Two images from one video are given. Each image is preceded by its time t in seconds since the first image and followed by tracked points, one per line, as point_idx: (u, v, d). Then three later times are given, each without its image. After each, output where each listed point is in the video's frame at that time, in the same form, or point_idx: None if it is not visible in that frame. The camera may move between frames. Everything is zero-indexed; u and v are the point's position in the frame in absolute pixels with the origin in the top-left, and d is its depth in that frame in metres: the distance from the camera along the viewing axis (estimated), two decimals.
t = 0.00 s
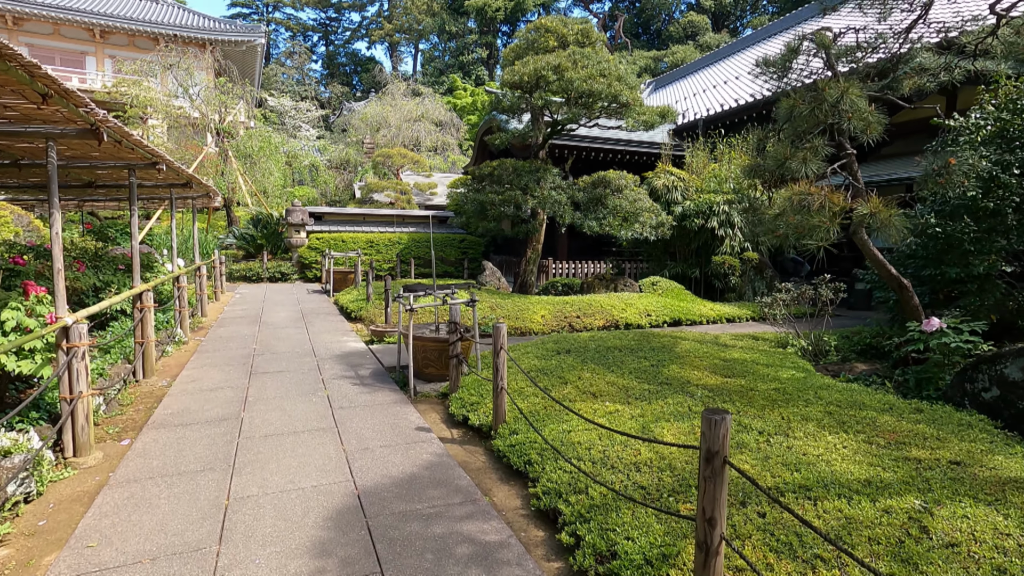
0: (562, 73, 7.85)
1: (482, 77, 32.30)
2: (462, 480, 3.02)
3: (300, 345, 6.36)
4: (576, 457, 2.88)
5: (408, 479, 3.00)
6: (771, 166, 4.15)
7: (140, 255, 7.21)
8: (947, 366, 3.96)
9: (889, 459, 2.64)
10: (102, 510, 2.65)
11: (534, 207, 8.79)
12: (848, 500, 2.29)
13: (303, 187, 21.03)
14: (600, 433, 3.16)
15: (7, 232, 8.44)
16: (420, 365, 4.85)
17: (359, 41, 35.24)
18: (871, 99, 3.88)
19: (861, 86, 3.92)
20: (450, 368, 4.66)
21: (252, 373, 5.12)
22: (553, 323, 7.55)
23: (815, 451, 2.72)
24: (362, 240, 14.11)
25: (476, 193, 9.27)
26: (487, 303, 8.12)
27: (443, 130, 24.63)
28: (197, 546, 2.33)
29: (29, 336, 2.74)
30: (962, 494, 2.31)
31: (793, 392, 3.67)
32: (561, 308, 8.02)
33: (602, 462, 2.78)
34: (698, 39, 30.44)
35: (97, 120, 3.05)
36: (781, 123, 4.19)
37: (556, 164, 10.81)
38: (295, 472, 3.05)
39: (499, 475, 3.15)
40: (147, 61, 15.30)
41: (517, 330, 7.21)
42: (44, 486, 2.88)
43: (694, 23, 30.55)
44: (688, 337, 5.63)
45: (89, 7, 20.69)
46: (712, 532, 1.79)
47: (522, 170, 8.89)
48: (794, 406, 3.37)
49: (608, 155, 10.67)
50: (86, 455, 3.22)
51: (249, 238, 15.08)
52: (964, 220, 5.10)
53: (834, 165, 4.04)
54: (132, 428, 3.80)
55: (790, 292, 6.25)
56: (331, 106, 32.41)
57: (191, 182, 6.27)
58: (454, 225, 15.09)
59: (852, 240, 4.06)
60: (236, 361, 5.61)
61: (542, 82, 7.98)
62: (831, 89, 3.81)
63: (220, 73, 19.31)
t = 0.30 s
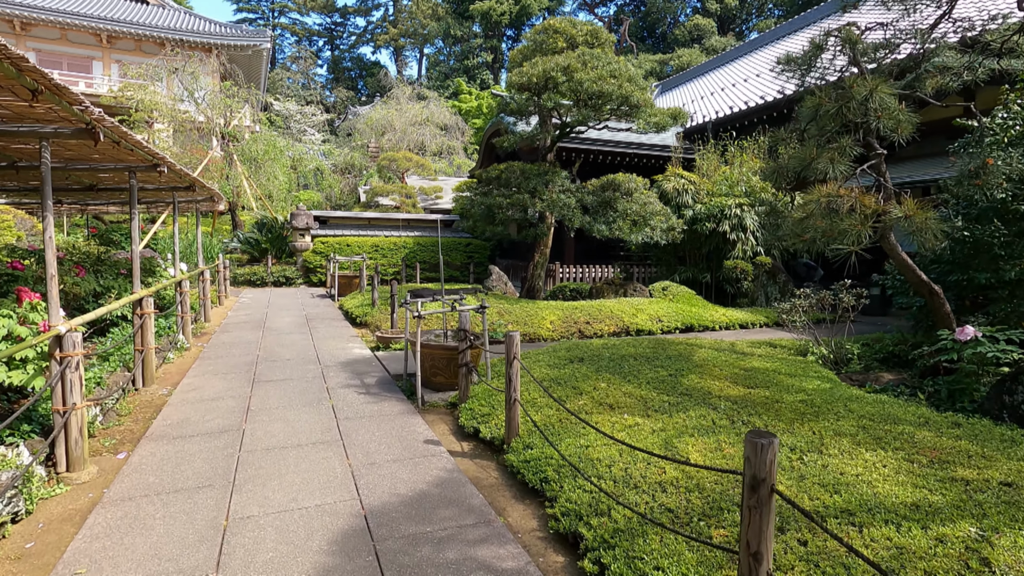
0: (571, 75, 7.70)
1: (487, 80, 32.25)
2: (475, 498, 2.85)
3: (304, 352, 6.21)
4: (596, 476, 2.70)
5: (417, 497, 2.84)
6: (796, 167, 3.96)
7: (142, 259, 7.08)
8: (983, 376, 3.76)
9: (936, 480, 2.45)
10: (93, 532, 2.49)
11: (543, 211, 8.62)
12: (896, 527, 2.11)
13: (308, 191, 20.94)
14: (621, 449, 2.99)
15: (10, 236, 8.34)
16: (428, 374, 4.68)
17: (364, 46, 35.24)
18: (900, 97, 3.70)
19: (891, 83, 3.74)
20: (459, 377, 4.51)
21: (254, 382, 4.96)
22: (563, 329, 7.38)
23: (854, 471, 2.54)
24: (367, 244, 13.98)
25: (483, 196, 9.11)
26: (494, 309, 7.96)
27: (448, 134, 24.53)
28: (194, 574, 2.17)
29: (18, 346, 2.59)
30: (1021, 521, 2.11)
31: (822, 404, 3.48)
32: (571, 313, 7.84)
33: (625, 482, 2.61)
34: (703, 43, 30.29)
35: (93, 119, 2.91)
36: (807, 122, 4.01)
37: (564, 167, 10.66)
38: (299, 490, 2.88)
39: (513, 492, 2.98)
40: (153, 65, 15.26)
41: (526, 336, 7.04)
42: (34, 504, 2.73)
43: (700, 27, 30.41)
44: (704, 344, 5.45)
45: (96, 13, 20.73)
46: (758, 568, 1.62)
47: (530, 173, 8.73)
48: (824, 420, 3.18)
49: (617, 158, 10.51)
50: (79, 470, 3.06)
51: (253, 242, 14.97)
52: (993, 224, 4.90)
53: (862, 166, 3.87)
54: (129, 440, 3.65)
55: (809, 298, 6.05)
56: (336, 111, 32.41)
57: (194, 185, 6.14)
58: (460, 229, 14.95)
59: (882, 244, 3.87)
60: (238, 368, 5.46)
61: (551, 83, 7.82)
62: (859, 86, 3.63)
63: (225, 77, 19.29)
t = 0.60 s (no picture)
0: (586, 73, 7.51)
1: (497, 82, 32.14)
2: (493, 520, 2.67)
3: (313, 357, 6.06)
4: (623, 498, 2.50)
5: (431, 518, 2.66)
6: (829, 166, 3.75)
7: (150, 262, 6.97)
8: None
9: (1001, 508, 2.23)
10: (86, 556, 2.33)
11: (556, 213, 8.43)
12: (965, 564, 1.88)
13: (318, 194, 20.89)
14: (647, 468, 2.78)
15: (19, 239, 8.28)
16: (440, 383, 4.50)
17: (374, 49, 35.26)
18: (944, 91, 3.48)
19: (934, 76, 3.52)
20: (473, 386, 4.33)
21: (261, 390, 4.81)
22: (577, 334, 7.19)
23: (908, 497, 2.32)
24: (377, 246, 13.86)
25: (495, 198, 8.93)
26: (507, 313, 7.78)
27: (458, 136, 24.42)
28: None
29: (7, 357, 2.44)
30: None
31: (862, 418, 3.25)
32: (585, 318, 7.65)
33: (656, 506, 2.40)
34: (715, 43, 29.98)
35: (90, 116, 2.77)
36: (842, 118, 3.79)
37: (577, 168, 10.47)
38: (305, 509, 2.71)
39: (533, 513, 2.79)
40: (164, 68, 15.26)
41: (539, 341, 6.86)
42: (26, 524, 2.57)
43: (711, 27, 30.11)
44: (726, 352, 5.23)
45: (109, 18, 20.86)
46: None
47: (543, 174, 8.55)
48: (867, 437, 2.96)
49: (631, 159, 10.29)
50: (76, 486, 2.91)
51: (263, 244, 14.90)
52: None
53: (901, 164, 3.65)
54: (130, 453, 3.50)
55: (835, 303, 5.80)
56: (346, 114, 32.44)
57: (201, 187, 6.02)
58: (470, 231, 14.80)
59: (923, 248, 3.64)
60: (245, 375, 5.31)
61: (565, 82, 7.63)
62: (899, 79, 3.41)
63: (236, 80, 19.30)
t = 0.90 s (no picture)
0: (606, 73, 7.31)
1: (512, 85, 32.04)
2: (517, 546, 2.48)
3: (327, 364, 5.94)
4: (659, 525, 2.31)
5: (450, 544, 2.48)
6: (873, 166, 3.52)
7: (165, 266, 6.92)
8: None
9: None
10: None
11: (575, 216, 8.24)
12: None
13: (334, 198, 20.91)
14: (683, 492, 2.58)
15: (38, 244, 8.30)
16: (458, 393, 4.34)
17: (389, 53, 35.39)
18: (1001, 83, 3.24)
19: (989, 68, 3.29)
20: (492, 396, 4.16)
21: (274, 398, 4.68)
22: (597, 340, 6.99)
23: (978, 531, 2.09)
24: (392, 250, 13.77)
25: (512, 201, 8.76)
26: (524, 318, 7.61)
27: (473, 139, 24.34)
28: None
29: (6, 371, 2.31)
30: None
31: (913, 437, 3.01)
32: (604, 323, 7.45)
33: (695, 537, 2.20)
34: (732, 44, 29.56)
35: (97, 117, 2.65)
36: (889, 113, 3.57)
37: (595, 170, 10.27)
38: (316, 532, 2.55)
39: (559, 538, 2.61)
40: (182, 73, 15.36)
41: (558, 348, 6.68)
42: (26, 545, 2.45)
43: (729, 28, 29.69)
44: (756, 361, 5.00)
45: (131, 25, 21.14)
46: None
47: (561, 176, 8.37)
48: (921, 459, 2.72)
49: (650, 161, 10.07)
50: (80, 502, 2.80)
51: (279, 248, 14.89)
52: None
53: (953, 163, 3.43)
54: (139, 466, 3.38)
55: (870, 310, 5.53)
56: (362, 117, 32.56)
57: (216, 190, 5.93)
58: (485, 235, 14.66)
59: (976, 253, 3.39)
60: (259, 382, 5.19)
61: (584, 82, 7.44)
62: (953, 72, 3.18)
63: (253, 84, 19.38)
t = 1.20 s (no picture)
0: (632, 70, 7.12)
1: (531, 88, 31.93)
2: (551, 568, 2.32)
3: (348, 368, 5.85)
4: (707, 549, 2.12)
5: (479, 565, 2.33)
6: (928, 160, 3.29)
7: (188, 269, 6.91)
8: None
9: None
10: None
11: (599, 217, 8.05)
12: None
13: (354, 201, 20.98)
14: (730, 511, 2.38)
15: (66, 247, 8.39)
16: (483, 400, 4.19)
17: (409, 57, 35.58)
18: None
19: None
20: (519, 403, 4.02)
21: (295, 403, 4.58)
22: (623, 345, 6.79)
23: None
24: (412, 252, 13.72)
25: (535, 203, 8.61)
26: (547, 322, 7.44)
27: (492, 141, 24.28)
28: None
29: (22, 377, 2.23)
30: None
31: (979, 454, 2.77)
32: (630, 328, 7.24)
33: (750, 564, 2.00)
34: (755, 43, 29.05)
35: (116, 114, 2.57)
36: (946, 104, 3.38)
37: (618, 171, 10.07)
38: (338, 549, 2.42)
39: (595, 559, 2.44)
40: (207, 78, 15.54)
41: (582, 353, 6.51)
42: (40, 559, 2.35)
43: (752, 27, 29.19)
44: (793, 368, 4.76)
45: (158, 32, 21.54)
46: None
47: (585, 177, 8.20)
48: (993, 479, 2.49)
49: (675, 161, 9.84)
50: (97, 511, 2.71)
51: (300, 250, 14.93)
52: None
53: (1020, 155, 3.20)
54: (157, 474, 3.28)
55: (914, 314, 5.25)
56: (382, 121, 32.75)
57: (239, 192, 5.88)
58: (505, 237, 14.53)
59: None
60: (279, 386, 5.12)
61: (609, 81, 7.26)
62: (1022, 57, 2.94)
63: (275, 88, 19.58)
